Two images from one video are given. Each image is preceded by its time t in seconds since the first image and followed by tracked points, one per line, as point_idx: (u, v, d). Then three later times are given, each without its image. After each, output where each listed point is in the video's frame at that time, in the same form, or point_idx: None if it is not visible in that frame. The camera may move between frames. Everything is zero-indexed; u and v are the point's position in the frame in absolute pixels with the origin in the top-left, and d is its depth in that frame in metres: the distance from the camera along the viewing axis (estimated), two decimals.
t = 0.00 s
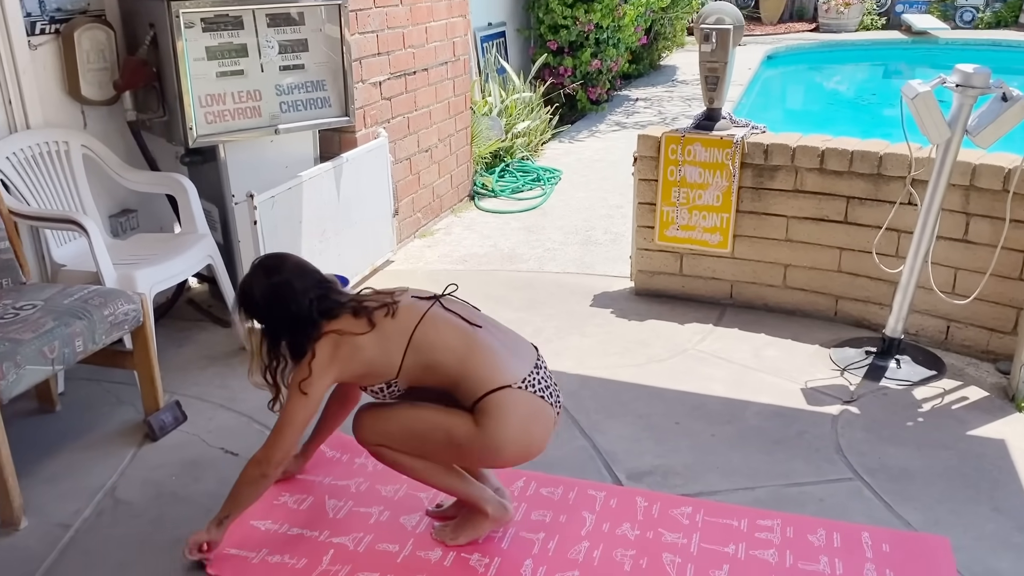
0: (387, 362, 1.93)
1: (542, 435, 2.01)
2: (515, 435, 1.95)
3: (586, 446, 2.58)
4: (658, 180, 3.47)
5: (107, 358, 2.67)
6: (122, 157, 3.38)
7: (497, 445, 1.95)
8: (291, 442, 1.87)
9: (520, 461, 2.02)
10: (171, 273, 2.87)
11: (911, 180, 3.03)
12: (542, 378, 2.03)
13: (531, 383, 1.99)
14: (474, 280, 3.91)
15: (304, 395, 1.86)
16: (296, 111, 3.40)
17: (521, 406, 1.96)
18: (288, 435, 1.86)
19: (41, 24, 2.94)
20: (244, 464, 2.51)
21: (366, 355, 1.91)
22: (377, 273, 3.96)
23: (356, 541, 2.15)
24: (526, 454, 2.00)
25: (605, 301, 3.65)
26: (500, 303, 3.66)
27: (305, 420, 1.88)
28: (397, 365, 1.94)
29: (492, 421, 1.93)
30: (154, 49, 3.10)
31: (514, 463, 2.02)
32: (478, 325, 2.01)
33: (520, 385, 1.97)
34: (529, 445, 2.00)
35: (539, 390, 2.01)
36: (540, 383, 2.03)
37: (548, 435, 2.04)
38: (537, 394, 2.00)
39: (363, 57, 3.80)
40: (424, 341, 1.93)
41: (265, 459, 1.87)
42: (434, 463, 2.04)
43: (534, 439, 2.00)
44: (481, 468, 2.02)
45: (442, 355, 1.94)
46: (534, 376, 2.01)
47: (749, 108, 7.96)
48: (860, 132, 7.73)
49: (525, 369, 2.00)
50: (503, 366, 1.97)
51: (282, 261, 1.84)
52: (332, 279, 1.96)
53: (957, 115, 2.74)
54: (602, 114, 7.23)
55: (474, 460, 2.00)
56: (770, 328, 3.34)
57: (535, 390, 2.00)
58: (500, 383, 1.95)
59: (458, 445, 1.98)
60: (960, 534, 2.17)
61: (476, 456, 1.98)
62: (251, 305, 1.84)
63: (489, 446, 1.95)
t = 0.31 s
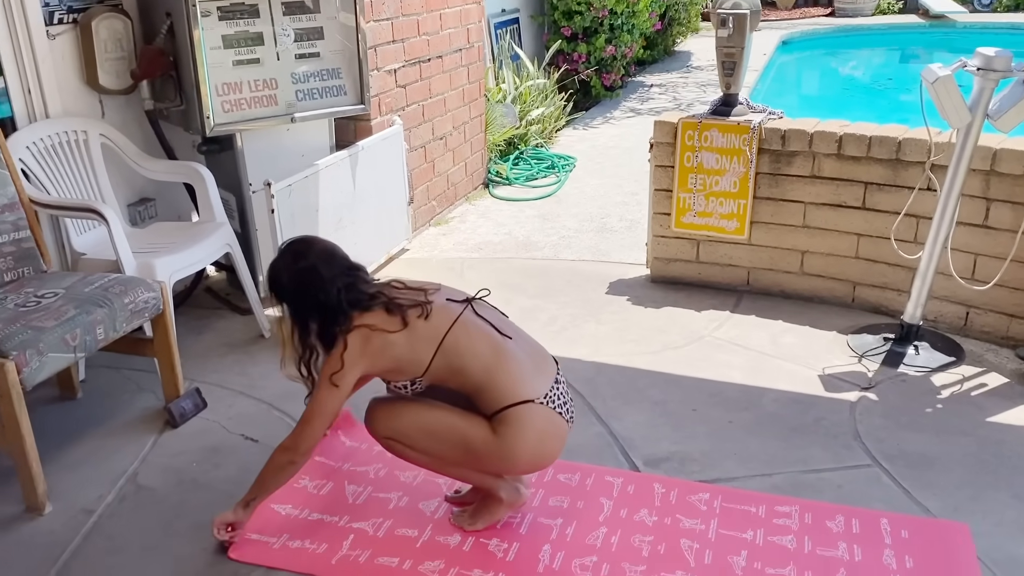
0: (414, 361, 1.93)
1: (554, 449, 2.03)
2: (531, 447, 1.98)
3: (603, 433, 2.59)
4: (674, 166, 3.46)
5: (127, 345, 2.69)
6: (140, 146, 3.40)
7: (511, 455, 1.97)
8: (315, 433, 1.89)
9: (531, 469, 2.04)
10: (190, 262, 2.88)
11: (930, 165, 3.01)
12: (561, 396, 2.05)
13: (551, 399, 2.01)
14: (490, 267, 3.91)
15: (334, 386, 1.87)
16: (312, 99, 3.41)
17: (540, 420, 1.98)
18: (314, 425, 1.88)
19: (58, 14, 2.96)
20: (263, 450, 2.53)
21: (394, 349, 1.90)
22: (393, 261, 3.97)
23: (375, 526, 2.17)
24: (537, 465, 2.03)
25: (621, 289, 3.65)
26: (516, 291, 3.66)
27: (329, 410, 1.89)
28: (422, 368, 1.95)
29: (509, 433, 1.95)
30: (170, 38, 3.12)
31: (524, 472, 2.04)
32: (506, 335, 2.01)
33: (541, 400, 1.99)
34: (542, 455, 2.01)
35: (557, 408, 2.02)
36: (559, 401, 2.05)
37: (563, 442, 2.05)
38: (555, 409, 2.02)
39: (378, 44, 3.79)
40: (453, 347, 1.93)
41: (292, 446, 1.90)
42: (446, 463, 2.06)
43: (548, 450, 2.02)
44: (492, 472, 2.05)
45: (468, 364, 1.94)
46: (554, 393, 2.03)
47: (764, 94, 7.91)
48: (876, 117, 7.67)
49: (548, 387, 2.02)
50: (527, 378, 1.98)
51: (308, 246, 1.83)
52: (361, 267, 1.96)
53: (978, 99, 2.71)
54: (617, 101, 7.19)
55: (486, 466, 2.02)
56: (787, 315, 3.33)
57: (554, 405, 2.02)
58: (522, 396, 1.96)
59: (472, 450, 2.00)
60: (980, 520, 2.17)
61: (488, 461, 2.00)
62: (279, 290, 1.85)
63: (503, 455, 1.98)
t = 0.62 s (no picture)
0: (441, 349, 1.94)
1: (574, 442, 2.05)
2: (551, 440, 1.99)
3: (621, 416, 2.59)
4: (692, 149, 3.44)
5: (148, 330, 2.71)
6: (158, 131, 3.42)
7: (531, 447, 1.99)
8: (355, 421, 1.91)
9: (553, 460, 2.06)
10: (210, 246, 2.90)
11: (951, 147, 2.98)
12: (582, 390, 2.07)
13: (573, 392, 2.03)
14: (506, 252, 3.92)
15: (372, 369, 1.88)
16: (328, 83, 3.41)
17: (561, 413, 1.99)
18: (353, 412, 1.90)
19: None
20: (283, 433, 2.55)
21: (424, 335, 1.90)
22: (410, 246, 3.98)
23: (396, 508, 2.19)
24: (556, 457, 2.04)
25: (638, 273, 3.64)
26: (533, 275, 3.67)
27: (370, 396, 1.90)
28: (448, 356, 1.96)
29: (531, 425, 1.97)
30: (188, 24, 3.13)
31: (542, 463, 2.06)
32: (534, 328, 2.03)
33: (564, 394, 2.00)
34: (564, 446, 2.03)
35: (578, 401, 2.04)
36: (579, 394, 2.06)
37: (583, 433, 2.06)
38: (574, 403, 2.03)
39: (394, 28, 3.78)
40: (481, 337, 1.94)
41: (342, 437, 1.92)
42: (465, 449, 2.07)
43: (569, 443, 2.04)
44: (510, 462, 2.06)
45: (493, 355, 1.95)
46: (576, 387, 2.04)
47: (780, 76, 7.85)
48: (895, 99, 7.59)
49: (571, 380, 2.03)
50: (552, 372, 2.00)
51: (341, 225, 1.82)
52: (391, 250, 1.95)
53: (1001, 79, 2.68)
54: (632, 84, 7.15)
55: (504, 456, 2.03)
56: (805, 298, 3.31)
57: (575, 399, 2.03)
58: (546, 389, 1.97)
59: (492, 438, 2.01)
60: (1001, 503, 2.16)
61: (506, 451, 2.01)
62: (311, 269, 1.84)
63: (523, 446, 1.99)
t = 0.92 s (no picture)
0: (457, 334, 1.94)
1: (590, 425, 2.06)
2: (566, 425, 2.00)
3: (633, 398, 2.59)
4: (705, 131, 3.42)
5: (162, 312, 2.73)
6: (170, 114, 3.42)
7: (547, 431, 1.99)
8: (388, 406, 1.98)
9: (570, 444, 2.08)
10: (222, 229, 2.91)
11: (968, 128, 2.94)
12: (597, 374, 2.07)
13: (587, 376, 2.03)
14: (518, 235, 3.91)
15: (394, 353, 1.91)
16: (339, 66, 3.40)
17: (577, 398, 2.00)
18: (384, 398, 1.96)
19: None
20: (297, 415, 2.56)
21: (441, 321, 1.91)
22: (421, 230, 3.98)
23: (409, 489, 2.20)
24: (573, 442, 2.06)
25: (651, 255, 3.63)
26: (544, 258, 3.66)
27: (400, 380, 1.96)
28: (465, 342, 1.96)
29: (547, 409, 1.97)
30: (198, 6, 3.12)
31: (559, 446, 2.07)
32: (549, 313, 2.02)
33: (579, 379, 2.01)
34: (580, 431, 2.04)
35: (594, 386, 2.04)
36: (594, 378, 2.06)
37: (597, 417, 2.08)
38: (589, 387, 2.03)
39: (404, 10, 3.76)
40: (496, 324, 1.93)
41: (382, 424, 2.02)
42: (482, 433, 2.08)
43: (585, 427, 2.05)
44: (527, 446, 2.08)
45: (508, 341, 1.95)
46: (591, 371, 2.04)
47: (793, 59, 7.82)
48: (909, 81, 7.53)
49: (585, 366, 2.03)
50: (567, 357, 2.00)
51: (361, 208, 1.83)
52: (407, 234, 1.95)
53: (1018, 59, 2.65)
54: (644, 66, 7.11)
55: (520, 440, 2.05)
56: (818, 281, 3.30)
57: (589, 383, 2.03)
58: (561, 374, 1.98)
59: (508, 423, 2.02)
60: (1016, 485, 2.15)
61: (522, 436, 2.03)
62: (330, 252, 1.84)
63: (538, 431, 2.00)
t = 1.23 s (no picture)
0: (452, 320, 1.94)
1: (587, 407, 2.06)
2: (564, 405, 2.00)
3: (638, 383, 2.59)
4: (710, 115, 3.40)
5: (166, 298, 2.73)
6: (173, 99, 3.40)
7: (544, 413, 1.99)
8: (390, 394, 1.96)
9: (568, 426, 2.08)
10: (227, 214, 2.90)
11: (976, 112, 2.92)
12: (593, 354, 2.07)
13: (583, 356, 2.03)
14: (523, 220, 3.90)
15: (390, 340, 1.90)
16: (342, 50, 3.39)
17: (573, 378, 2.00)
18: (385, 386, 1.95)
19: None
20: (302, 400, 2.57)
21: (433, 306, 1.90)
22: (425, 216, 3.97)
23: (415, 473, 2.20)
24: (570, 423, 2.05)
25: (656, 241, 3.62)
26: (549, 243, 3.66)
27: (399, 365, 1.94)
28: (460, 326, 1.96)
29: (543, 391, 1.98)
30: None
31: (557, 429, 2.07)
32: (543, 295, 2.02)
33: (575, 359, 2.01)
34: (577, 413, 2.04)
35: (590, 366, 2.04)
36: (591, 359, 2.06)
37: (594, 399, 2.07)
38: (586, 367, 2.03)
39: None
40: (491, 307, 1.93)
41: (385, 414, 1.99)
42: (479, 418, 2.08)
43: (583, 408, 2.05)
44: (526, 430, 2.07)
45: (503, 324, 1.95)
46: (587, 352, 2.05)
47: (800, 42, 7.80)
48: (917, 65, 7.51)
49: (580, 346, 2.03)
50: (562, 339, 2.00)
51: (346, 199, 1.79)
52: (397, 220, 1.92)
53: None
54: (649, 50, 7.08)
55: (518, 424, 2.05)
56: (824, 266, 3.29)
57: (587, 363, 2.04)
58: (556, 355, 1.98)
59: (505, 406, 2.02)
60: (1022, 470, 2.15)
61: (520, 420, 2.02)
62: (317, 244, 1.82)
63: (536, 413, 2.00)
